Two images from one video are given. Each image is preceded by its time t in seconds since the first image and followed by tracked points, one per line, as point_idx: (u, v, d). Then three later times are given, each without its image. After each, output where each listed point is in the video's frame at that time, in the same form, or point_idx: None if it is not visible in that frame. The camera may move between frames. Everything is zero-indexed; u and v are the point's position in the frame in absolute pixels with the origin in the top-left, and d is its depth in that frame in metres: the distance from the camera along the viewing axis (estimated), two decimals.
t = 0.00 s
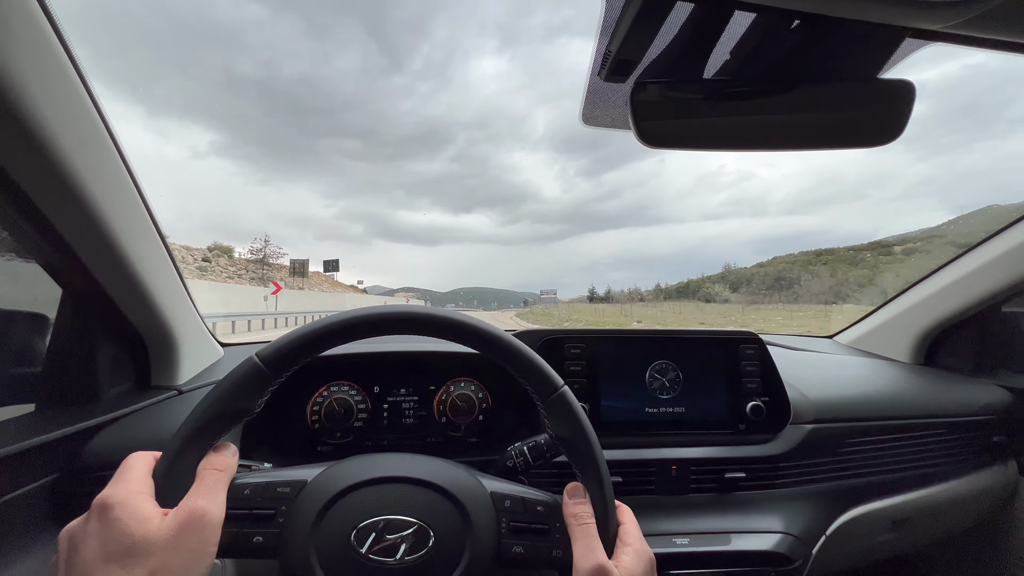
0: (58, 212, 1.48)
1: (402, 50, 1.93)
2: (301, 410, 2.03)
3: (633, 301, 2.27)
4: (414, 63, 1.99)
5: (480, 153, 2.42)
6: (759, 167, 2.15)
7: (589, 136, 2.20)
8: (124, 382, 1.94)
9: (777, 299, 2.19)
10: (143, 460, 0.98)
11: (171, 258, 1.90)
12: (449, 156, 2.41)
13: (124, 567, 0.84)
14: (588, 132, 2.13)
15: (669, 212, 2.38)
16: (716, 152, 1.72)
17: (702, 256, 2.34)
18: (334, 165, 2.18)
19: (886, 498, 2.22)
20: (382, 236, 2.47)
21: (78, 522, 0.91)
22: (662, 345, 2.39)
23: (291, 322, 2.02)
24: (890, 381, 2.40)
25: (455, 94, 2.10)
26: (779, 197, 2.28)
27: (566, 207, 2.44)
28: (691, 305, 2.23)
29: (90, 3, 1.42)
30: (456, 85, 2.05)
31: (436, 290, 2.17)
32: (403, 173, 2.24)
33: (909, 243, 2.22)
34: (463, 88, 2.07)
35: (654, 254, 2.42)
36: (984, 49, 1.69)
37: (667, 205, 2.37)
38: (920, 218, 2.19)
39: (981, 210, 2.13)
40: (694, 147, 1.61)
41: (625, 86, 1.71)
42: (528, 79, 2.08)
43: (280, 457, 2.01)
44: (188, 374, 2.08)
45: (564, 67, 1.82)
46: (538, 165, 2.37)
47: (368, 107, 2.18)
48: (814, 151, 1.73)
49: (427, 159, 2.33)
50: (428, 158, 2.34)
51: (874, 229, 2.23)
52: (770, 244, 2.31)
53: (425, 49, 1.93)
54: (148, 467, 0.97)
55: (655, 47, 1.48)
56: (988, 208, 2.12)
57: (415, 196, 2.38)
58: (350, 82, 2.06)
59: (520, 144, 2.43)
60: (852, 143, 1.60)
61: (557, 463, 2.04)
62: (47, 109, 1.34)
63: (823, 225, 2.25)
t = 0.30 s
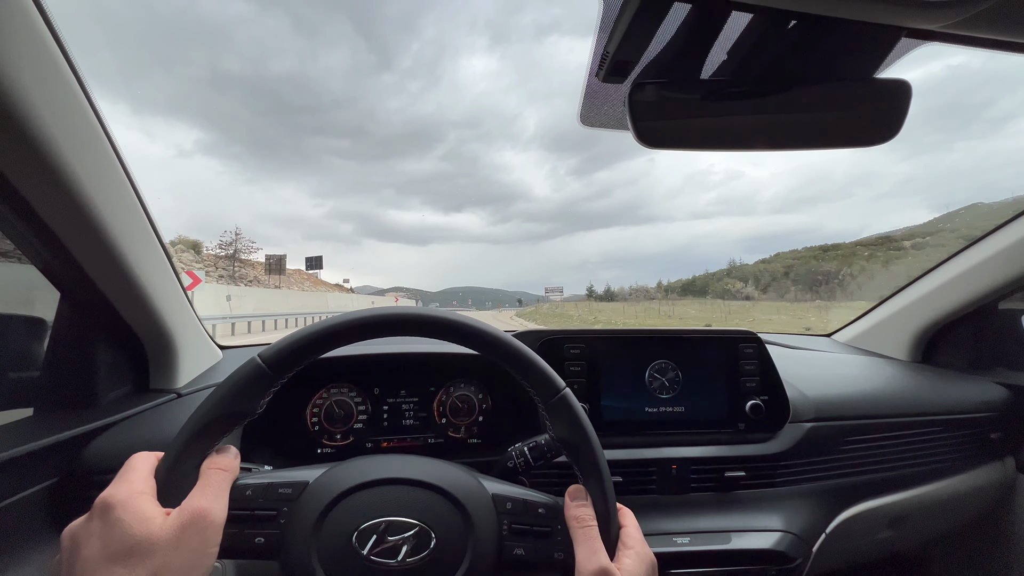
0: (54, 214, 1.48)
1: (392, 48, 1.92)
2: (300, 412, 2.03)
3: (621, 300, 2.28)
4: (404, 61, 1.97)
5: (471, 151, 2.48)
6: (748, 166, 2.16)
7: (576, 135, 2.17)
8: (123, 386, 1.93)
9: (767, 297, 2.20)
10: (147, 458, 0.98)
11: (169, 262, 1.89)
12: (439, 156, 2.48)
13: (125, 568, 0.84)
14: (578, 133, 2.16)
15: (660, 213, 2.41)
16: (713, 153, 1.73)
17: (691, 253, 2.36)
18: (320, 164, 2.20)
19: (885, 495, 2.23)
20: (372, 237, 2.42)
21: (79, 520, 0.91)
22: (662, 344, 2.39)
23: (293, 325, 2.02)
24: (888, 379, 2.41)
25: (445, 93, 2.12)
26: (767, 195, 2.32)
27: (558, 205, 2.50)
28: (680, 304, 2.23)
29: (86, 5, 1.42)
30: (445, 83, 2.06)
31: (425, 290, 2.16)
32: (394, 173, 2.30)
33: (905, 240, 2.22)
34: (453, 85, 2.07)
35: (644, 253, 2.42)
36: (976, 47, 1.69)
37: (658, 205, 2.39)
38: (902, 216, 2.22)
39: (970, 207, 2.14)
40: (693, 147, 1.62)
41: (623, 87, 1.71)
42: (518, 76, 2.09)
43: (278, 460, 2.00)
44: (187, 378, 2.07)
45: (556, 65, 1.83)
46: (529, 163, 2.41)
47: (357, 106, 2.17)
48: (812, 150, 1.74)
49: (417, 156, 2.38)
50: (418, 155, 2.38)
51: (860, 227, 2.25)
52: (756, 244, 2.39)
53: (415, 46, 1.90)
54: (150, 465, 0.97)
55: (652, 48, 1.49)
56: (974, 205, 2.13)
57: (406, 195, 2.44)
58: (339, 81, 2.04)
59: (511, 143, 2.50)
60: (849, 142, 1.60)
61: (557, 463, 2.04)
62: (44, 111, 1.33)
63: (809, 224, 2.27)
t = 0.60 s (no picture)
0: (54, 216, 1.48)
1: (381, 45, 1.92)
2: (300, 413, 2.03)
3: (619, 298, 2.37)
4: (392, 58, 1.97)
5: (461, 150, 2.45)
6: (736, 165, 2.17)
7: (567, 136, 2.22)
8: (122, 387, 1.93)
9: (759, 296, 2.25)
10: (149, 457, 0.98)
11: (169, 263, 1.89)
12: (429, 153, 2.44)
13: (128, 567, 0.84)
14: (566, 134, 2.21)
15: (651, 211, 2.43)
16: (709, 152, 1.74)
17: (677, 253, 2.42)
18: (307, 161, 2.19)
19: (883, 493, 2.24)
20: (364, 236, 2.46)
21: (81, 519, 0.91)
22: (661, 343, 2.40)
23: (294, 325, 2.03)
24: (886, 376, 2.42)
25: (436, 91, 2.14)
26: (756, 194, 2.30)
27: (550, 203, 2.46)
28: (667, 301, 2.33)
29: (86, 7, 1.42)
30: (436, 81, 2.09)
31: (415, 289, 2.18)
32: (382, 170, 2.27)
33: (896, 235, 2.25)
34: (444, 81, 2.08)
35: (633, 252, 2.48)
36: (969, 46, 1.70)
37: (650, 202, 2.41)
38: (887, 215, 2.27)
39: (961, 207, 2.19)
40: (691, 146, 1.63)
41: (622, 86, 1.72)
42: (509, 73, 2.10)
43: (278, 460, 2.01)
44: (186, 379, 2.07)
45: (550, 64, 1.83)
46: (519, 163, 2.40)
47: (346, 103, 2.16)
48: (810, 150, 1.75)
49: (406, 156, 2.34)
50: (407, 155, 2.35)
51: (845, 227, 2.28)
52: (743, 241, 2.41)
53: (403, 43, 1.91)
54: (153, 465, 0.97)
55: (650, 48, 1.49)
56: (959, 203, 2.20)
57: (396, 193, 2.42)
58: (327, 78, 2.02)
59: (500, 141, 2.46)
60: (847, 140, 1.61)
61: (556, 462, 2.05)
62: (43, 112, 1.33)
63: (796, 222, 2.29)
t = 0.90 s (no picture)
0: (50, 219, 1.48)
1: (371, 43, 1.91)
2: (297, 413, 2.03)
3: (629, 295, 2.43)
4: (381, 55, 1.95)
5: (452, 148, 2.44)
6: (725, 163, 2.19)
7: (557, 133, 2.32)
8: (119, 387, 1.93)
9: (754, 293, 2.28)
10: (148, 451, 0.98)
11: (165, 263, 1.89)
12: (419, 152, 2.48)
13: (124, 561, 0.84)
14: (558, 131, 2.25)
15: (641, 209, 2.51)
16: (703, 152, 1.74)
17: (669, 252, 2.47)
18: (298, 160, 2.12)
19: (881, 492, 2.24)
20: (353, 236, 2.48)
21: (79, 512, 0.91)
22: (659, 342, 2.39)
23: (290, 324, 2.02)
24: (884, 376, 2.42)
25: (425, 89, 2.13)
26: (743, 193, 2.31)
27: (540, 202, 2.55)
28: (666, 300, 2.35)
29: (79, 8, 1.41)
30: (426, 79, 2.08)
31: (407, 289, 2.16)
32: (373, 169, 2.35)
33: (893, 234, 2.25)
34: (435, 80, 2.08)
35: (624, 251, 2.56)
36: (961, 46, 1.71)
37: (639, 201, 2.49)
38: (874, 215, 2.29)
39: (954, 206, 2.21)
40: (687, 146, 1.63)
41: (619, 86, 1.71)
42: (500, 72, 2.11)
43: (276, 463, 2.00)
44: (183, 380, 2.07)
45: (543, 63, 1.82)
46: (509, 160, 2.46)
47: (334, 101, 2.14)
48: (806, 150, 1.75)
49: (395, 155, 2.44)
50: (396, 154, 2.45)
51: (830, 225, 2.32)
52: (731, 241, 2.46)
53: (393, 41, 1.91)
54: (151, 459, 0.97)
55: (647, 47, 1.49)
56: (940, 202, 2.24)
57: (386, 191, 2.44)
58: (316, 75, 2.00)
59: (491, 139, 2.47)
60: (844, 140, 1.61)
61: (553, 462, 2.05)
62: (38, 116, 1.33)
63: (783, 221, 2.33)
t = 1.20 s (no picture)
0: (44, 218, 1.47)
1: (360, 40, 1.90)
2: (294, 414, 2.02)
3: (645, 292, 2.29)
4: (371, 53, 1.94)
5: (442, 146, 2.36)
6: (715, 163, 2.16)
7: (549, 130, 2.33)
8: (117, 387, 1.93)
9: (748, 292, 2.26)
10: (144, 448, 0.98)
11: (162, 263, 1.89)
12: (411, 150, 2.39)
13: (118, 559, 0.84)
14: (550, 129, 2.26)
15: (633, 206, 2.37)
16: (699, 150, 1.74)
17: (656, 250, 2.39)
18: (289, 159, 2.08)
19: (881, 489, 2.24)
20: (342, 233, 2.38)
21: (74, 509, 0.91)
22: (656, 341, 2.39)
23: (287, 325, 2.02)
24: (883, 374, 2.41)
25: (416, 85, 2.10)
26: (734, 192, 2.29)
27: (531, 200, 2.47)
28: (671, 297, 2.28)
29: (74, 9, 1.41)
30: (416, 77, 2.06)
31: (397, 289, 2.13)
32: (363, 167, 2.26)
33: (889, 232, 2.24)
34: (425, 79, 2.07)
35: (613, 250, 2.43)
36: (956, 42, 1.69)
37: (631, 196, 2.35)
38: (860, 213, 2.25)
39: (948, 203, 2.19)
40: (684, 145, 1.63)
41: (615, 84, 1.71)
42: (491, 72, 2.12)
43: (274, 462, 2.00)
44: (181, 379, 2.07)
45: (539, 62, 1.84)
46: (501, 159, 2.42)
47: (322, 99, 2.11)
48: (804, 148, 1.74)
49: (387, 153, 2.35)
50: (388, 152, 2.36)
51: (817, 223, 2.26)
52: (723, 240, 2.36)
53: (383, 37, 1.90)
54: (147, 457, 0.97)
55: (643, 45, 1.49)
56: (927, 201, 2.22)
57: (377, 191, 2.38)
58: (305, 72, 1.97)
59: (483, 138, 2.42)
60: (840, 138, 1.61)
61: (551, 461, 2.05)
62: (35, 117, 1.33)
63: (770, 221, 2.27)
